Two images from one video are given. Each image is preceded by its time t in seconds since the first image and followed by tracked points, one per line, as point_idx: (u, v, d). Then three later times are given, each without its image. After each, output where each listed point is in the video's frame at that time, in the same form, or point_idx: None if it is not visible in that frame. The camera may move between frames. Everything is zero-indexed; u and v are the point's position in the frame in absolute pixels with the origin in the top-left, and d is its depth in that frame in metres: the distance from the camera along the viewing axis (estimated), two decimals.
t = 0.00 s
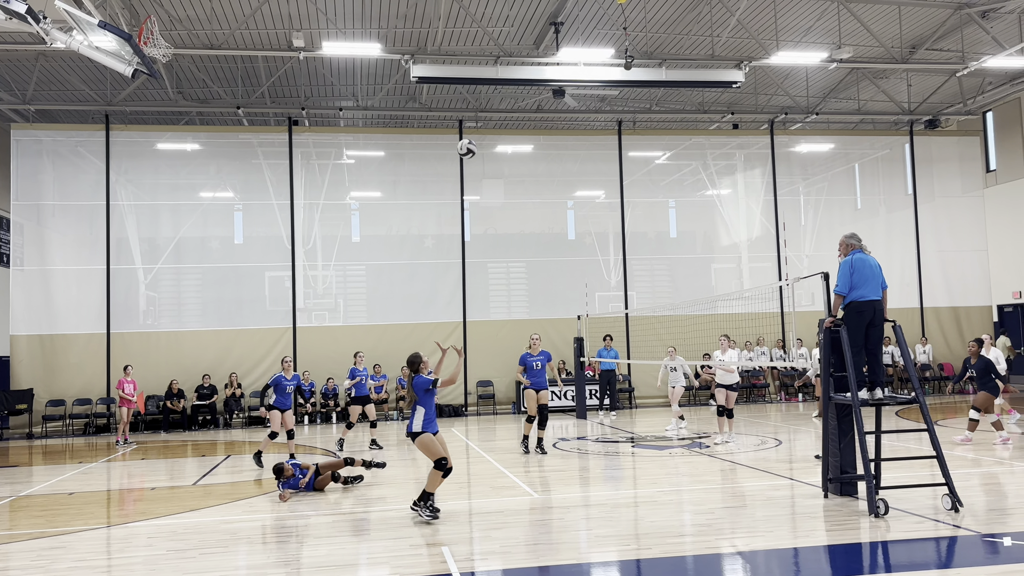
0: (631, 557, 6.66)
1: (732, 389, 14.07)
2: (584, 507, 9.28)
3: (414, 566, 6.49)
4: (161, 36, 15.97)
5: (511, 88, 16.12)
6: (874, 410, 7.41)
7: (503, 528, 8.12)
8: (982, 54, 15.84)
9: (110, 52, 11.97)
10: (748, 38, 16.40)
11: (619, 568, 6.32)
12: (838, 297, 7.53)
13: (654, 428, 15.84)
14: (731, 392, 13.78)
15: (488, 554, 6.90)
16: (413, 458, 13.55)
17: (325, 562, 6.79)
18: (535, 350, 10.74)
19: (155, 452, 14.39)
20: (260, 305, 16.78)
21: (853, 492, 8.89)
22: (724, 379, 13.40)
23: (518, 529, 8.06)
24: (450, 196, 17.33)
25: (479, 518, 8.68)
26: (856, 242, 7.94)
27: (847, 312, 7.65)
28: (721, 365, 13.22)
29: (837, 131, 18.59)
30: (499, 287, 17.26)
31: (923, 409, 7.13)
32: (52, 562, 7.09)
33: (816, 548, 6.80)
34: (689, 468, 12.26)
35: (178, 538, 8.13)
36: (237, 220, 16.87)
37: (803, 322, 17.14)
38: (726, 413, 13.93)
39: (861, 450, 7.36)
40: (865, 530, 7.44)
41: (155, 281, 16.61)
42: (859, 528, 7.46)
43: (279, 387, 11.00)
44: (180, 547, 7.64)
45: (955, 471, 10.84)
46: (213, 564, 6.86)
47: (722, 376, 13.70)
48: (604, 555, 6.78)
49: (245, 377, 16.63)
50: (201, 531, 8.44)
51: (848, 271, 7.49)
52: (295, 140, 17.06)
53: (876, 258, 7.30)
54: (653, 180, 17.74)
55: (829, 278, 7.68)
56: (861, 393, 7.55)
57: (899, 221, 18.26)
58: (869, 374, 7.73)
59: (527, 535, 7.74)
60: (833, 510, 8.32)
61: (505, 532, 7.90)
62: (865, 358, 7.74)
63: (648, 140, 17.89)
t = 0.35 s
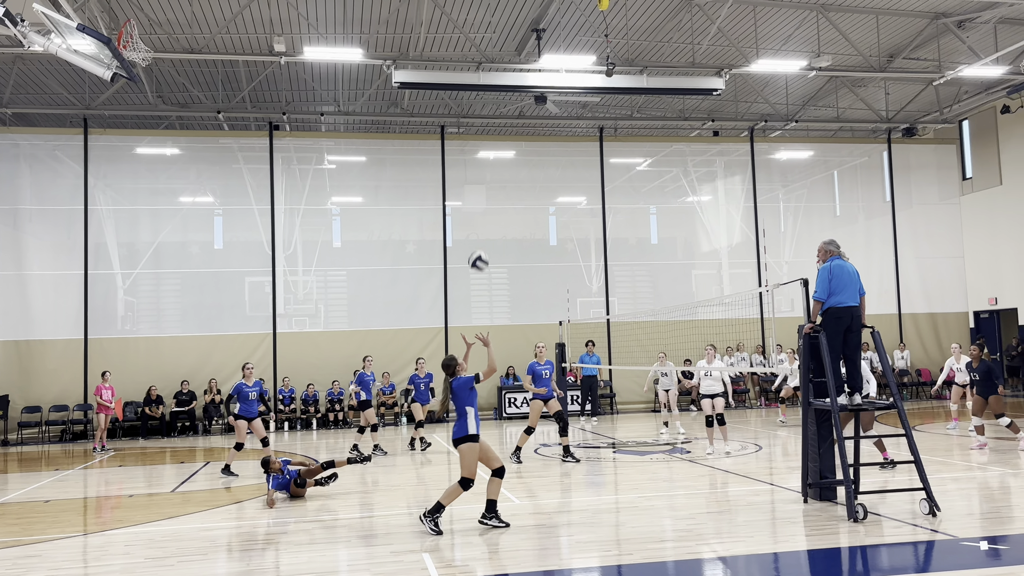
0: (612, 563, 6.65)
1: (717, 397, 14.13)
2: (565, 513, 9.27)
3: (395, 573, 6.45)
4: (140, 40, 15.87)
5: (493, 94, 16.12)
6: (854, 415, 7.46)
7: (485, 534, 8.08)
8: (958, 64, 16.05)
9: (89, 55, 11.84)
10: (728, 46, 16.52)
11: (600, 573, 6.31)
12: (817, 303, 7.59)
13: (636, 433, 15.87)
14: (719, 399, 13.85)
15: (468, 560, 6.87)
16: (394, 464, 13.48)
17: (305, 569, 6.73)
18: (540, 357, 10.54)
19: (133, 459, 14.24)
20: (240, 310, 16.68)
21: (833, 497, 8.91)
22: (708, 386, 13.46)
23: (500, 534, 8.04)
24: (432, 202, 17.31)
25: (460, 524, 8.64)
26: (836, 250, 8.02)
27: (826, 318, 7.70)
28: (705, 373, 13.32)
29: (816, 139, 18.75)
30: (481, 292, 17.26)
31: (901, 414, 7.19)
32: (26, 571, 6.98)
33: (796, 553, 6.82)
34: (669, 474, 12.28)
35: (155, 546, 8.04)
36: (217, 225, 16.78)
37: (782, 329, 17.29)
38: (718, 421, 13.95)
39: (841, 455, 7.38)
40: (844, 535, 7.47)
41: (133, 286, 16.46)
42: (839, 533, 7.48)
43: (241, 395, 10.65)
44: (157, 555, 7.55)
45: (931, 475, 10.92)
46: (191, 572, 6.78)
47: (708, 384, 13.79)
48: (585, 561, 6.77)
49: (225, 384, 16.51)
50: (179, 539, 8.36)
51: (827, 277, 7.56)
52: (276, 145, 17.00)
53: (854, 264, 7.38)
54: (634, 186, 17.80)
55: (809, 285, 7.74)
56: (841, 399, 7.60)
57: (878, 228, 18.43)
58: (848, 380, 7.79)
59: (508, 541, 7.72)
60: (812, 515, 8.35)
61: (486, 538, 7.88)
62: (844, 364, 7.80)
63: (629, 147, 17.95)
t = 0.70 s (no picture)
0: (583, 570, 6.59)
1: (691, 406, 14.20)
2: (535, 520, 9.21)
3: None
4: (109, 45, 15.69)
5: (466, 101, 16.13)
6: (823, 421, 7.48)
7: (455, 542, 7.99)
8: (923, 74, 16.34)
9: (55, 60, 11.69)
10: (699, 55, 16.69)
11: None
12: (786, 310, 7.61)
13: (609, 439, 15.88)
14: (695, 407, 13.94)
15: (438, 569, 6.78)
16: (367, 471, 13.34)
17: None
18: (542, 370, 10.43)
19: (101, 469, 13.98)
20: (210, 318, 16.51)
21: (803, 502, 8.91)
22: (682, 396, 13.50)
23: (470, 541, 7.95)
24: (405, 208, 17.25)
25: (429, 532, 8.54)
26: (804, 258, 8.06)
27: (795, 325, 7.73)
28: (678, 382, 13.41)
29: (786, 147, 18.98)
30: (454, 299, 17.23)
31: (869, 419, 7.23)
32: None
33: (768, 558, 6.79)
34: (641, 480, 12.28)
35: (118, 557, 7.85)
36: (187, 231, 16.60)
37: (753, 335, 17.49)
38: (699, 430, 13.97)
39: (811, 461, 7.38)
40: (814, 540, 7.46)
41: (101, 294, 16.22)
42: (809, 537, 7.48)
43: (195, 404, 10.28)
44: (119, 568, 7.36)
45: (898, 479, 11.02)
46: None
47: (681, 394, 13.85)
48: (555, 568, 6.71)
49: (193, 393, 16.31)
50: (144, 550, 8.17)
51: (795, 285, 7.60)
52: (247, 151, 16.87)
53: (822, 272, 7.42)
54: (607, 194, 17.89)
55: (777, 292, 7.76)
56: (810, 405, 7.62)
57: (847, 235, 18.68)
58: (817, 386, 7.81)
59: (478, 548, 7.64)
60: (783, 520, 8.33)
61: (456, 545, 7.78)
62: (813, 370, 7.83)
63: (602, 154, 18.04)
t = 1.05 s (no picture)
0: None
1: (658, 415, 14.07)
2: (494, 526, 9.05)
3: None
4: (65, 47, 15.38)
5: (430, 106, 16.08)
6: (784, 425, 7.42)
7: (412, 549, 7.79)
8: (881, 82, 16.64)
9: (8, 62, 10.62)
10: (663, 62, 16.86)
11: None
12: (745, 315, 7.58)
13: (574, 446, 15.83)
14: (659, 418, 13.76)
15: None
16: (329, 479, 13.07)
17: None
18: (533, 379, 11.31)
19: (55, 481, 13.59)
20: (170, 325, 16.24)
21: (765, 505, 8.81)
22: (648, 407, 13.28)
23: (427, 549, 7.75)
24: (369, 214, 17.15)
25: (388, 540, 8.30)
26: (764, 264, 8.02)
27: (753, 331, 7.71)
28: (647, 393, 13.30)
29: (748, 154, 19.23)
30: (419, 306, 17.14)
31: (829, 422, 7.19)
32: None
33: (731, 562, 6.66)
34: (603, 485, 12.20)
35: (60, 570, 7.50)
36: (147, 237, 16.32)
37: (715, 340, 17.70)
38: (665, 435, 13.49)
39: (773, 465, 7.27)
40: (775, 543, 7.34)
41: (57, 301, 15.87)
42: (771, 541, 7.37)
43: (139, 414, 10.06)
44: None
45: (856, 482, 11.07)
46: None
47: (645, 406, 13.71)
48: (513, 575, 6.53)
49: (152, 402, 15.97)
50: (89, 562, 7.78)
51: (754, 291, 7.57)
52: (208, 156, 16.65)
53: (781, 278, 7.40)
54: (572, 200, 17.95)
55: (736, 297, 7.73)
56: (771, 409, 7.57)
57: (808, 240, 18.96)
58: (778, 390, 7.76)
59: (435, 555, 7.44)
60: (745, 525, 8.21)
61: (412, 553, 7.59)
62: (773, 375, 7.79)
63: (567, 161, 18.11)
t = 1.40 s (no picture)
0: None
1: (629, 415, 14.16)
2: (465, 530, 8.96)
3: None
4: (31, 47, 15.15)
5: (403, 109, 16.05)
6: (756, 427, 7.38)
7: (381, 553, 7.67)
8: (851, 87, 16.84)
9: None
10: (635, 67, 16.97)
11: None
12: (715, 318, 7.56)
13: (549, 449, 15.81)
14: (631, 418, 13.85)
15: None
16: (301, 484, 12.90)
17: None
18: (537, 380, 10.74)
19: (20, 488, 13.29)
20: (139, 330, 16.02)
21: (737, 507, 8.71)
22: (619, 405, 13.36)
23: (396, 553, 7.63)
24: (342, 217, 17.07)
25: (357, 545, 8.16)
26: (735, 266, 8.01)
27: (724, 333, 7.68)
28: (618, 392, 13.45)
29: (720, 158, 19.40)
30: (393, 309, 17.09)
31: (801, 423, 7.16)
32: None
33: (703, 564, 6.59)
34: (576, 487, 12.17)
35: None
36: (116, 240, 16.11)
37: (688, 343, 17.85)
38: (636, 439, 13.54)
39: (745, 466, 7.21)
40: (748, 545, 7.28)
41: (23, 305, 15.62)
42: (743, 542, 7.31)
43: (91, 424, 9.99)
44: None
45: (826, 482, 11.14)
46: None
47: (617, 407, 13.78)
48: None
49: (121, 407, 15.74)
50: (48, 570, 7.54)
51: (724, 293, 7.55)
52: (178, 158, 16.49)
53: (751, 280, 7.40)
54: (545, 204, 18.01)
55: (707, 299, 7.70)
56: (744, 411, 7.53)
57: (779, 243, 19.22)
58: (749, 392, 7.74)
59: (404, 559, 7.32)
60: (718, 527, 8.12)
61: (381, 557, 7.46)
62: (744, 377, 7.76)
63: (541, 164, 18.16)
